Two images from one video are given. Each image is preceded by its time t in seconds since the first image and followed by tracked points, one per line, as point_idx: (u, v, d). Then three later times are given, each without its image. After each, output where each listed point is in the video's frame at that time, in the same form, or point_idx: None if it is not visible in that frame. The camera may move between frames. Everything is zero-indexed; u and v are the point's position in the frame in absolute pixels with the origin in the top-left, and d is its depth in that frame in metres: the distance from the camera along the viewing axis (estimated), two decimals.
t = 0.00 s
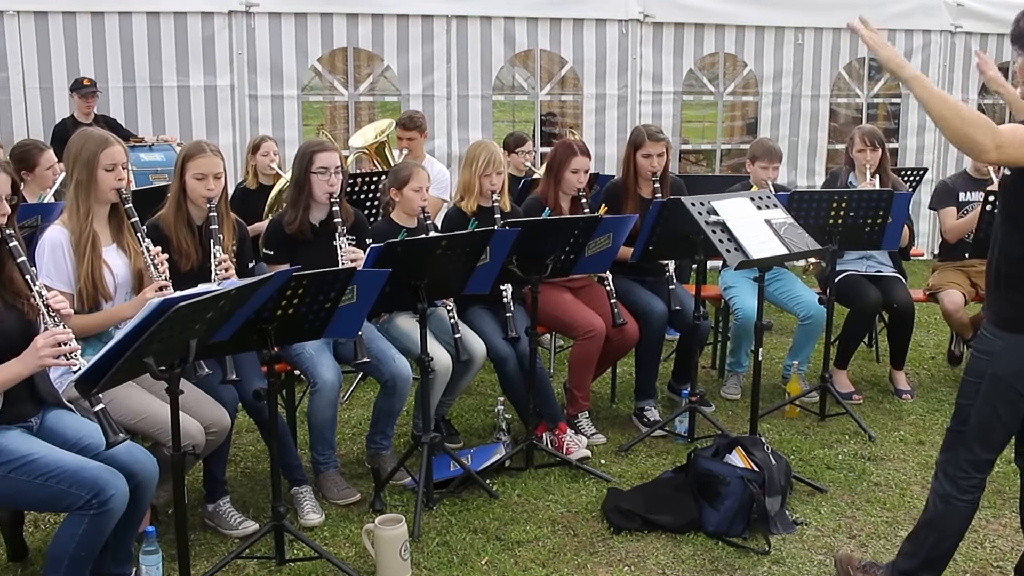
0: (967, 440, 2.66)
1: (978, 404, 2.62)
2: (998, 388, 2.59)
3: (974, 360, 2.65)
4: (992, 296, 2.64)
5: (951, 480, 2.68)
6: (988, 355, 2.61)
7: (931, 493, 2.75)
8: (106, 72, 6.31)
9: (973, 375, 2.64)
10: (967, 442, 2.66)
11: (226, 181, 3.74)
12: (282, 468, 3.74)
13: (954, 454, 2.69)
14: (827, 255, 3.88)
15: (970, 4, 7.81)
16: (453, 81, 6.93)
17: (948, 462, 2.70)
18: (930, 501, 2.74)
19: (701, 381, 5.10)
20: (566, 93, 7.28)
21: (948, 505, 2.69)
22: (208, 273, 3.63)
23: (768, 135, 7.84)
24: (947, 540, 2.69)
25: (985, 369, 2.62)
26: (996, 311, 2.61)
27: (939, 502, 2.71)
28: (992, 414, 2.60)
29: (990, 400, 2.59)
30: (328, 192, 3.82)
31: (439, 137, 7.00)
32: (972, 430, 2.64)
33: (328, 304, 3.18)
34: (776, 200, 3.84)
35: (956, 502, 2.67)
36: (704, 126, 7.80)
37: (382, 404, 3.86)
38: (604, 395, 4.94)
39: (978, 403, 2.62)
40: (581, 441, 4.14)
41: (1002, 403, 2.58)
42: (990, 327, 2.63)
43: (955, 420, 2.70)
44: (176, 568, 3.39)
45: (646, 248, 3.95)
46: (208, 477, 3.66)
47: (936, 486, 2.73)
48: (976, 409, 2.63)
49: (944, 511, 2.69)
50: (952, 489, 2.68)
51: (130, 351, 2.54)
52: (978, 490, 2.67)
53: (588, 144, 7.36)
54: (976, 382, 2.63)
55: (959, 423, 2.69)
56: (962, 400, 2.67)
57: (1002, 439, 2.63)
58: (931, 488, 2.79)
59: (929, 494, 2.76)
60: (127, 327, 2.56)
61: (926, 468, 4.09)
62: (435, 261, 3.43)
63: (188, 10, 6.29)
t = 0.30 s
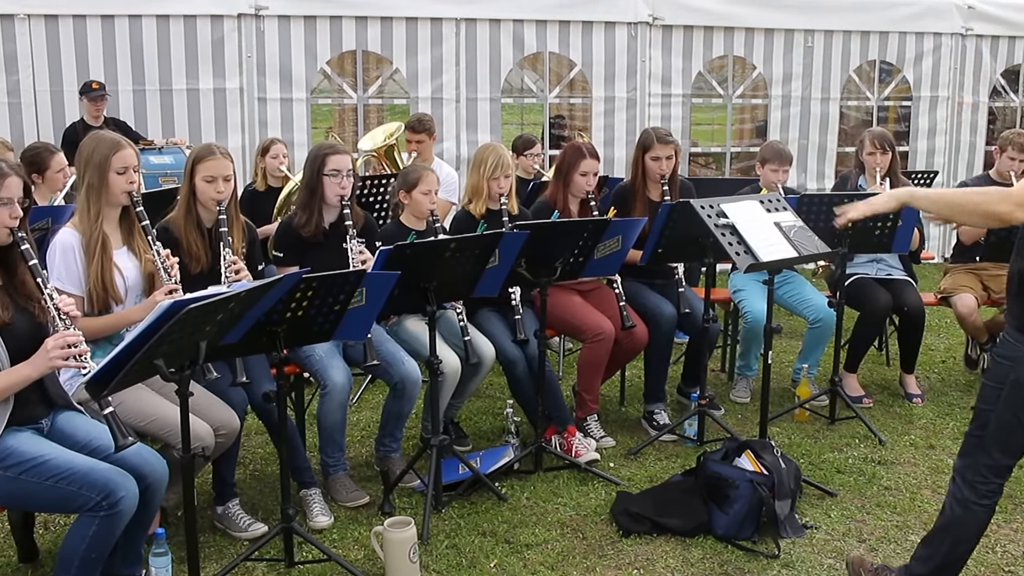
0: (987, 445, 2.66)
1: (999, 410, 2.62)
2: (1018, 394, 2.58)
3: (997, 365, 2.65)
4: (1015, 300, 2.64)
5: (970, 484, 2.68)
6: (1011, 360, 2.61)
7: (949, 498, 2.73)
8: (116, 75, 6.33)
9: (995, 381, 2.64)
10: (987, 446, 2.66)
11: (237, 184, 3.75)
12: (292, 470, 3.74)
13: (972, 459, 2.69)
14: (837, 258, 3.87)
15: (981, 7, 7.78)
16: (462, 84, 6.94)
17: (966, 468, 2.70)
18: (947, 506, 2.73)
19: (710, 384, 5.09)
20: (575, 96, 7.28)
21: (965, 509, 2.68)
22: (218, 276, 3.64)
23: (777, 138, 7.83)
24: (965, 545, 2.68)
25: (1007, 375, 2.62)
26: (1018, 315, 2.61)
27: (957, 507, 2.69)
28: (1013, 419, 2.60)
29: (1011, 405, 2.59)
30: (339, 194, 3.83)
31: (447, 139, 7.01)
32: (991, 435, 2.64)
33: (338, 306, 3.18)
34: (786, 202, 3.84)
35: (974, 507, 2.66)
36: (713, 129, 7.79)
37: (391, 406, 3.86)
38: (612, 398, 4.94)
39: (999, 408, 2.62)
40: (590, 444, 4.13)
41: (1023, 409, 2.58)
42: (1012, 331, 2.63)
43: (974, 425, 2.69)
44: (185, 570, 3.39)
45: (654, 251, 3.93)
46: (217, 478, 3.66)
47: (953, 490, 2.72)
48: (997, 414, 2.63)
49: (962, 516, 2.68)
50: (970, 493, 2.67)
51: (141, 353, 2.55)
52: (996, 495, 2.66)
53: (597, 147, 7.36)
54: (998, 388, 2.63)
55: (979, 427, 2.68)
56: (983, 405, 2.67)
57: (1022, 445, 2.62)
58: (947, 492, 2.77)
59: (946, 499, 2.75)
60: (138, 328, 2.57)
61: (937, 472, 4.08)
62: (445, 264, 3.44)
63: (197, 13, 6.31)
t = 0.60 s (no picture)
0: (998, 447, 2.65)
1: (1012, 411, 2.62)
2: None
3: (1011, 366, 2.65)
4: None
5: (980, 486, 2.67)
6: None
7: (959, 499, 2.73)
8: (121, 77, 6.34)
9: (1011, 382, 2.63)
10: (998, 447, 2.65)
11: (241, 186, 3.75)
12: (296, 472, 3.74)
13: (982, 461, 2.68)
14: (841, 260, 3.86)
15: (987, 9, 7.76)
16: (466, 86, 6.95)
17: (975, 470, 2.69)
18: (957, 509, 2.72)
19: (715, 387, 5.09)
20: (580, 98, 7.28)
21: (974, 511, 2.67)
22: (223, 278, 3.64)
23: (782, 140, 7.82)
24: (977, 549, 2.67)
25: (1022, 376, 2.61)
26: None
27: (966, 509, 2.69)
28: None
29: None
30: (344, 197, 3.84)
31: (452, 142, 7.01)
32: (1003, 437, 2.64)
33: (342, 308, 3.18)
34: (790, 204, 3.84)
35: (985, 509, 2.66)
36: (718, 132, 7.79)
37: (396, 409, 3.86)
38: (617, 401, 4.94)
39: (1012, 410, 2.61)
40: (594, 447, 4.13)
41: None
42: None
43: (986, 426, 2.69)
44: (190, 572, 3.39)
45: (659, 253, 3.92)
46: (222, 481, 3.66)
47: (962, 492, 2.71)
48: (1010, 416, 2.63)
49: (972, 517, 2.67)
50: (980, 495, 2.67)
51: (145, 355, 2.55)
52: (1006, 497, 2.65)
53: (601, 150, 7.36)
54: (1013, 390, 2.62)
55: (990, 429, 2.68)
56: (995, 406, 2.66)
57: None
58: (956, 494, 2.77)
59: (955, 501, 2.74)
60: (142, 332, 2.57)
61: (943, 475, 4.07)
62: (449, 266, 3.44)
63: (202, 15, 6.31)
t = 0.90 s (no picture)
0: (995, 447, 2.65)
1: (1009, 411, 2.61)
2: None
3: (1010, 365, 2.64)
4: None
5: (976, 485, 2.67)
6: None
7: (955, 498, 2.73)
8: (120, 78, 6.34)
9: (1009, 381, 2.63)
10: (995, 447, 2.65)
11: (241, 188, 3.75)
12: (297, 474, 3.73)
13: (979, 460, 2.68)
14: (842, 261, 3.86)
15: (986, 10, 7.78)
16: (466, 87, 6.94)
17: (972, 469, 2.70)
18: (953, 507, 2.72)
19: (715, 388, 5.10)
20: (580, 99, 7.29)
21: (971, 510, 2.68)
22: (223, 279, 3.63)
23: (782, 141, 7.83)
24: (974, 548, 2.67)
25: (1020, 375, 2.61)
26: None
27: (963, 508, 2.69)
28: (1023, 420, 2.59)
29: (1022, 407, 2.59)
30: (343, 198, 3.83)
31: (452, 143, 7.01)
32: (1001, 436, 2.64)
33: (343, 310, 3.17)
34: (791, 206, 3.84)
35: (980, 508, 2.66)
36: (718, 132, 7.80)
37: (396, 410, 3.85)
38: (618, 402, 4.94)
39: (1009, 409, 2.61)
40: (595, 448, 4.14)
41: None
42: None
43: (983, 425, 2.69)
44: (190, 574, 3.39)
45: (659, 253, 3.93)
46: (222, 483, 3.66)
47: (959, 491, 2.72)
48: (1007, 415, 2.63)
49: (968, 517, 2.68)
50: (976, 494, 2.67)
51: (145, 357, 2.54)
52: (1003, 496, 2.65)
53: (602, 150, 7.36)
54: (1011, 388, 2.62)
55: (987, 428, 2.68)
56: (993, 405, 2.66)
57: None
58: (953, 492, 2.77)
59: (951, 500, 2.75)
60: (142, 333, 2.56)
61: (943, 474, 4.08)
62: (449, 267, 3.43)
63: (202, 16, 6.30)
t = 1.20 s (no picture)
0: (989, 447, 2.65)
1: (1001, 408, 2.61)
2: (1021, 392, 2.57)
3: (1001, 360, 2.63)
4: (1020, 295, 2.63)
5: (972, 488, 2.68)
6: (1016, 354, 2.59)
7: (953, 505, 2.74)
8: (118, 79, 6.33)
9: (1001, 376, 2.61)
10: (988, 446, 2.65)
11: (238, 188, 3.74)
12: (295, 475, 3.72)
13: (973, 461, 2.69)
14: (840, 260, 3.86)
15: (984, 9, 7.78)
16: (464, 87, 6.94)
17: (966, 472, 2.70)
18: (952, 514, 2.73)
19: (714, 387, 5.10)
20: (578, 99, 7.29)
21: (969, 515, 2.68)
22: (221, 280, 3.62)
23: (780, 141, 7.83)
24: (975, 555, 2.68)
25: (1012, 370, 2.59)
26: None
27: (961, 514, 2.70)
28: (1014, 418, 2.59)
29: (1014, 403, 2.58)
30: (338, 198, 3.82)
31: (450, 143, 7.01)
32: (993, 435, 2.63)
33: (341, 310, 3.17)
34: (789, 205, 3.83)
35: (977, 512, 2.66)
36: (716, 132, 7.80)
37: (395, 411, 3.85)
38: (617, 402, 4.93)
39: (1001, 406, 2.61)
40: (594, 448, 4.13)
41: None
42: (1018, 325, 2.62)
43: (976, 425, 2.68)
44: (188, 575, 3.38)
45: (658, 253, 3.93)
46: (220, 484, 3.65)
47: (956, 497, 2.73)
48: (1000, 412, 2.62)
49: (968, 523, 2.68)
50: (973, 498, 2.67)
51: (143, 358, 2.53)
52: (1000, 497, 2.66)
53: (600, 150, 7.35)
54: (1003, 384, 2.61)
55: (980, 427, 2.67)
56: (985, 402, 2.65)
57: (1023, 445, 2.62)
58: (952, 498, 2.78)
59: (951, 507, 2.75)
60: (140, 333, 2.55)
61: (941, 473, 4.08)
62: (447, 268, 3.43)
63: (200, 16, 6.30)
